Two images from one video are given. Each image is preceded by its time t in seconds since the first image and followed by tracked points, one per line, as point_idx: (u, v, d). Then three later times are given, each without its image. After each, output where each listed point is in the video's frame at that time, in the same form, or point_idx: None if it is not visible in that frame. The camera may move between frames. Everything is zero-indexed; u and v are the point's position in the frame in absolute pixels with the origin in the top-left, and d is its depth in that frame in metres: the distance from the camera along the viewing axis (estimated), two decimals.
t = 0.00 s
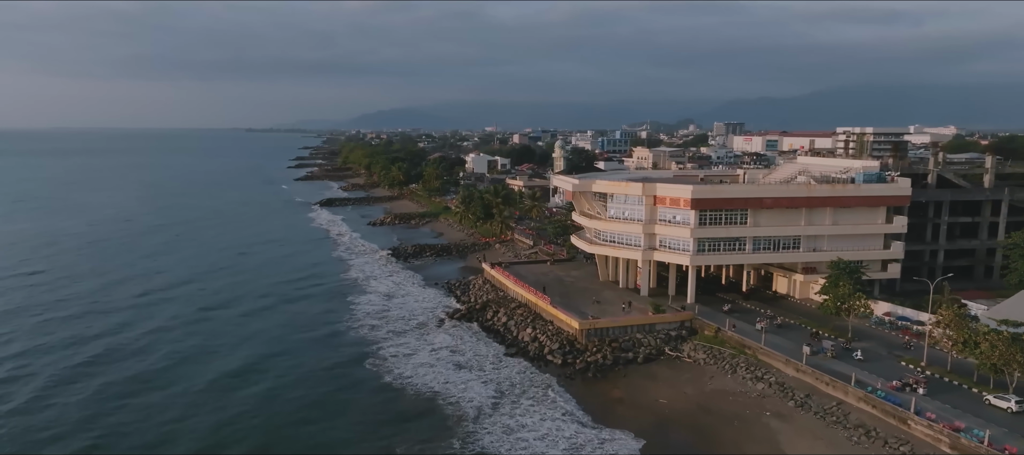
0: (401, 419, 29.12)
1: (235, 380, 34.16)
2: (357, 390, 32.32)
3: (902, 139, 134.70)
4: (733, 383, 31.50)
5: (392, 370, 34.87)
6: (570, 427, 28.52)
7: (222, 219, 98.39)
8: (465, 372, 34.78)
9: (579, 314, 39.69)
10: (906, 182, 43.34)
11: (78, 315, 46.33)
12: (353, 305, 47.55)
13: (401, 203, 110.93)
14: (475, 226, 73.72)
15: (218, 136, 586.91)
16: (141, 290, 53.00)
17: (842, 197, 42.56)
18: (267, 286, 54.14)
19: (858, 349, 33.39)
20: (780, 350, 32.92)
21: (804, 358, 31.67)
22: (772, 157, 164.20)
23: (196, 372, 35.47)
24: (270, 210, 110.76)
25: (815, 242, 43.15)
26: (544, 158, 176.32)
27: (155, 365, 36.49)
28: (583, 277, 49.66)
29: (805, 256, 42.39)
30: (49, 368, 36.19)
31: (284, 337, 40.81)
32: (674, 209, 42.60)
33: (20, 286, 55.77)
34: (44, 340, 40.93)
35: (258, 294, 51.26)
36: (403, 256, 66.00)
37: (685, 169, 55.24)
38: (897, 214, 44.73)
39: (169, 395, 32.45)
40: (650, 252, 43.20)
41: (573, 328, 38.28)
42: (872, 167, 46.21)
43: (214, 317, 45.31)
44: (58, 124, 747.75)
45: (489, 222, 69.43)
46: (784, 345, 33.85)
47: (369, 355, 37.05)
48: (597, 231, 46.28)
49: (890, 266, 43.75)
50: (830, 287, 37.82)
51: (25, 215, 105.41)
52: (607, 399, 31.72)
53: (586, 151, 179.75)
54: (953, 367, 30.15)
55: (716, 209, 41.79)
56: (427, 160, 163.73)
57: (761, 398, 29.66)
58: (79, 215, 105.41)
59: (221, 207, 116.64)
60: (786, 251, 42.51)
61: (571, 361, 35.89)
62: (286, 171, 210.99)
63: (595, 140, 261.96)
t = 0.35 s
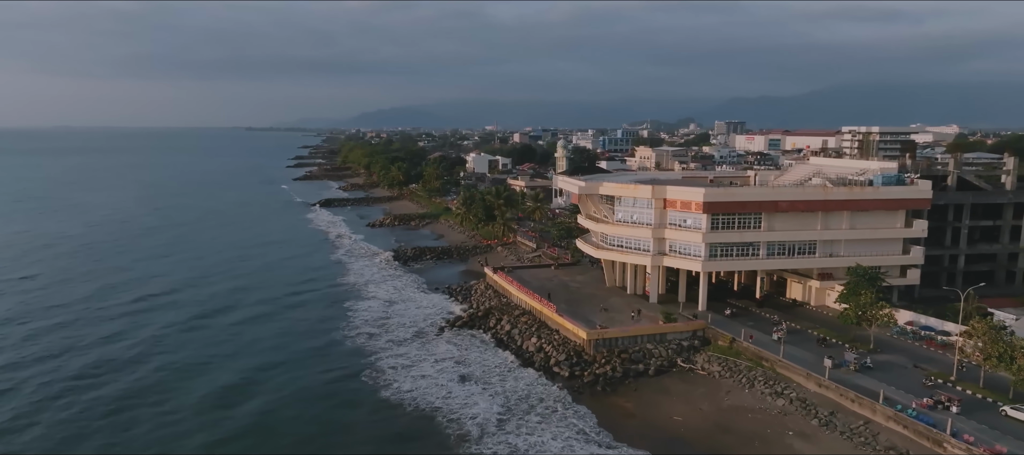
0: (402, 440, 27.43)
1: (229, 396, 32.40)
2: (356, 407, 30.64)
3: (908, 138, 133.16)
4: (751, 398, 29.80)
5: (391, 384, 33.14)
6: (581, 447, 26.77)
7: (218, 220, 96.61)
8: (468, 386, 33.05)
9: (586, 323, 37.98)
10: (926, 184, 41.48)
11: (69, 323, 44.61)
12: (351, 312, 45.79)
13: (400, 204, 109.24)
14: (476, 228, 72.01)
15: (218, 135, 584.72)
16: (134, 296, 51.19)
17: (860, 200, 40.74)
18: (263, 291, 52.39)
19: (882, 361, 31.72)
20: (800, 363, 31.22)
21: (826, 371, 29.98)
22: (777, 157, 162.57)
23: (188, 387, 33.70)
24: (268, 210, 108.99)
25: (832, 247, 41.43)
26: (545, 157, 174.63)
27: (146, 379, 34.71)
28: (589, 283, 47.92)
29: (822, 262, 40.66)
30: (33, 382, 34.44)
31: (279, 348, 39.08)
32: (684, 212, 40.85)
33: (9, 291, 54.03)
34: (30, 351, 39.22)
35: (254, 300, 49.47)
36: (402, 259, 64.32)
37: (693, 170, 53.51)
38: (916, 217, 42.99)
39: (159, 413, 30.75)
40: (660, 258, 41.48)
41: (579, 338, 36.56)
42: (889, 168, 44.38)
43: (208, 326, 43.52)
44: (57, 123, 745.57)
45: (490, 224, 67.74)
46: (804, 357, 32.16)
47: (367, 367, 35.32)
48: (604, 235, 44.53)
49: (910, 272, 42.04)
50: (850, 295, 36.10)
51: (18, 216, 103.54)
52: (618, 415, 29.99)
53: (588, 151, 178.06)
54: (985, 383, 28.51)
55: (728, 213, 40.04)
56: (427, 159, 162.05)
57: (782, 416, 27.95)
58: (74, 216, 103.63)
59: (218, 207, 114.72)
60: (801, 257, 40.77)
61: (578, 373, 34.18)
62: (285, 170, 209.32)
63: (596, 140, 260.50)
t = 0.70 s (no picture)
0: None
1: (221, 413, 30.68)
2: (355, 426, 28.97)
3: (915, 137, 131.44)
4: (771, 416, 28.12)
5: (390, 399, 31.42)
6: None
7: (215, 221, 94.80)
8: (471, 401, 31.34)
9: (595, 333, 36.28)
10: (948, 187, 39.72)
11: (57, 331, 42.87)
12: (348, 320, 44.06)
13: (400, 205, 107.48)
14: (478, 230, 70.31)
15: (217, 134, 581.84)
16: (127, 303, 49.36)
17: (880, 204, 39.00)
18: (259, 296, 50.68)
19: (909, 375, 30.03)
20: (823, 378, 29.52)
21: (852, 387, 28.29)
22: (781, 156, 160.63)
23: (180, 403, 31.92)
24: (265, 211, 107.16)
25: (850, 252, 39.73)
26: (546, 157, 172.82)
27: (136, 395, 32.92)
28: (596, 289, 46.24)
29: (840, 268, 38.96)
30: (18, 397, 32.73)
31: (276, 359, 37.39)
32: (697, 217, 39.13)
33: None
34: (16, 362, 37.49)
35: (252, 306, 47.69)
36: (402, 262, 62.63)
37: (703, 172, 51.84)
38: (937, 221, 41.25)
39: (147, 432, 29.04)
40: (671, 264, 39.80)
41: (588, 349, 34.85)
42: (909, 170, 42.63)
43: (203, 335, 41.73)
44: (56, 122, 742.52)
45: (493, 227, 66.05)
46: (826, 370, 30.47)
47: (364, 381, 33.63)
48: (612, 240, 42.84)
49: (931, 278, 40.33)
50: (872, 304, 34.35)
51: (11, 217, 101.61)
52: (631, 433, 28.27)
53: (590, 150, 176.38)
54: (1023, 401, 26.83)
55: (742, 217, 38.32)
56: (427, 158, 160.26)
57: (806, 437, 26.28)
58: (67, 217, 101.76)
59: (215, 208, 112.89)
60: (819, 263, 39.06)
61: (587, 387, 32.48)
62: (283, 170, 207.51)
63: (597, 138, 258.75)
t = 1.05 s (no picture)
0: None
1: (213, 433, 28.96)
2: (353, 447, 27.26)
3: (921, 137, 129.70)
4: (794, 437, 26.40)
5: (388, 418, 29.68)
6: None
7: (211, 223, 92.99)
8: (474, 419, 29.60)
9: (603, 344, 34.56)
10: (973, 190, 37.90)
11: (44, 341, 41.08)
12: (345, 329, 42.26)
13: (399, 206, 105.69)
14: (479, 232, 68.59)
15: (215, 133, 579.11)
16: (120, 310, 47.62)
17: (901, 208, 37.22)
18: (254, 303, 48.89)
19: (941, 392, 28.30)
20: (849, 394, 27.77)
21: (881, 406, 26.54)
22: (785, 156, 158.76)
23: (170, 422, 30.20)
24: (262, 212, 105.29)
25: (870, 259, 37.95)
26: (547, 156, 170.98)
27: (126, 413, 31.20)
28: (603, 295, 44.48)
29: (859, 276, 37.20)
30: None
31: (271, 372, 35.63)
32: (709, 222, 37.41)
33: None
34: None
35: (248, 314, 45.95)
36: (402, 266, 60.90)
37: (713, 174, 50.13)
38: (961, 226, 39.44)
39: None
40: (682, 271, 38.07)
41: (597, 362, 33.09)
42: (930, 173, 40.83)
43: (197, 345, 40.00)
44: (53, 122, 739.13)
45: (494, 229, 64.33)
46: (851, 385, 28.73)
47: (361, 397, 31.88)
48: (620, 246, 41.10)
49: (954, 285, 38.58)
50: (895, 314, 32.64)
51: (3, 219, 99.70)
52: None
53: (591, 150, 174.69)
54: None
55: (757, 222, 36.56)
56: (427, 158, 158.47)
57: None
58: (62, 219, 99.90)
59: (212, 209, 111.09)
60: (837, 270, 37.30)
61: (597, 402, 30.74)
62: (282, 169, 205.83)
63: (598, 138, 257.15)
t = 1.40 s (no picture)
0: None
1: None
2: None
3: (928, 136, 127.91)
4: None
5: (386, 439, 27.95)
6: None
7: (207, 224, 91.20)
8: (478, 439, 27.86)
9: (613, 356, 32.83)
10: (1000, 194, 36.12)
11: (31, 353, 39.31)
12: (342, 339, 40.51)
13: (398, 207, 104.01)
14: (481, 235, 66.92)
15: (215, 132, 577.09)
16: (112, 318, 45.84)
17: (925, 213, 35.43)
18: (251, 310, 47.15)
19: (975, 409, 26.65)
20: (879, 413, 26.12)
21: (914, 426, 24.88)
22: (789, 156, 156.88)
23: (160, 443, 28.48)
24: (259, 213, 103.51)
25: (892, 266, 36.21)
26: (548, 156, 169.23)
27: (114, 434, 29.42)
28: (611, 303, 42.82)
29: (881, 284, 35.47)
30: None
31: (266, 387, 33.91)
32: (723, 227, 35.67)
33: None
34: None
35: (244, 323, 44.11)
36: (402, 270, 59.21)
37: (724, 176, 48.36)
38: (986, 231, 37.70)
39: None
40: (695, 279, 36.36)
41: (607, 377, 31.33)
42: (953, 176, 39.07)
43: (190, 357, 38.27)
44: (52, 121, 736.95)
45: (497, 232, 62.64)
46: (880, 402, 27.08)
47: (359, 415, 30.15)
48: (629, 252, 39.37)
49: (979, 294, 36.87)
50: (922, 326, 30.98)
51: None
52: None
53: (593, 149, 172.87)
54: None
55: (775, 228, 34.80)
56: (427, 158, 156.72)
57: None
58: (56, 220, 98.04)
59: (208, 210, 109.30)
60: (857, 278, 35.57)
61: (608, 421, 28.99)
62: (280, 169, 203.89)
63: (599, 136, 255.26)
